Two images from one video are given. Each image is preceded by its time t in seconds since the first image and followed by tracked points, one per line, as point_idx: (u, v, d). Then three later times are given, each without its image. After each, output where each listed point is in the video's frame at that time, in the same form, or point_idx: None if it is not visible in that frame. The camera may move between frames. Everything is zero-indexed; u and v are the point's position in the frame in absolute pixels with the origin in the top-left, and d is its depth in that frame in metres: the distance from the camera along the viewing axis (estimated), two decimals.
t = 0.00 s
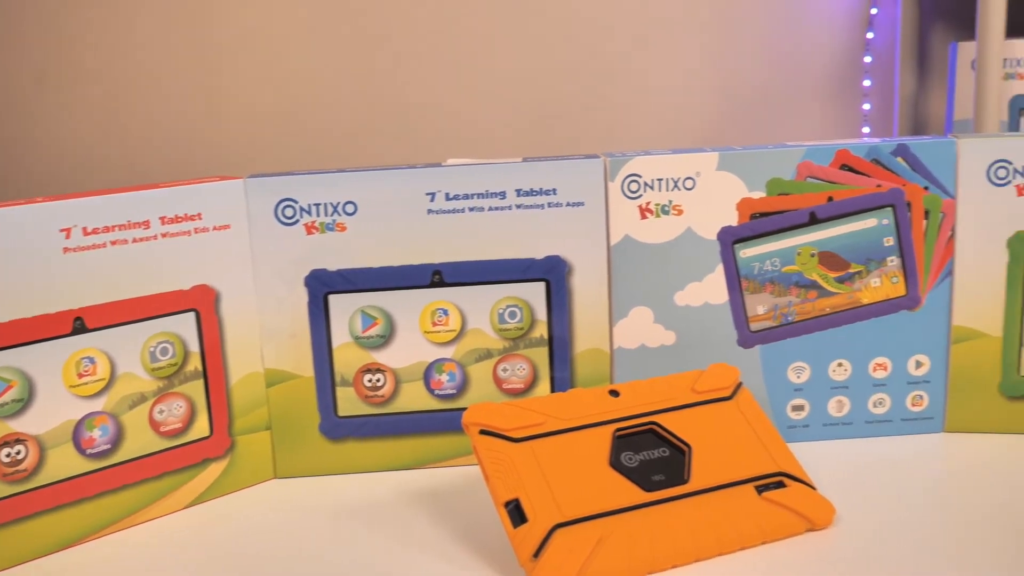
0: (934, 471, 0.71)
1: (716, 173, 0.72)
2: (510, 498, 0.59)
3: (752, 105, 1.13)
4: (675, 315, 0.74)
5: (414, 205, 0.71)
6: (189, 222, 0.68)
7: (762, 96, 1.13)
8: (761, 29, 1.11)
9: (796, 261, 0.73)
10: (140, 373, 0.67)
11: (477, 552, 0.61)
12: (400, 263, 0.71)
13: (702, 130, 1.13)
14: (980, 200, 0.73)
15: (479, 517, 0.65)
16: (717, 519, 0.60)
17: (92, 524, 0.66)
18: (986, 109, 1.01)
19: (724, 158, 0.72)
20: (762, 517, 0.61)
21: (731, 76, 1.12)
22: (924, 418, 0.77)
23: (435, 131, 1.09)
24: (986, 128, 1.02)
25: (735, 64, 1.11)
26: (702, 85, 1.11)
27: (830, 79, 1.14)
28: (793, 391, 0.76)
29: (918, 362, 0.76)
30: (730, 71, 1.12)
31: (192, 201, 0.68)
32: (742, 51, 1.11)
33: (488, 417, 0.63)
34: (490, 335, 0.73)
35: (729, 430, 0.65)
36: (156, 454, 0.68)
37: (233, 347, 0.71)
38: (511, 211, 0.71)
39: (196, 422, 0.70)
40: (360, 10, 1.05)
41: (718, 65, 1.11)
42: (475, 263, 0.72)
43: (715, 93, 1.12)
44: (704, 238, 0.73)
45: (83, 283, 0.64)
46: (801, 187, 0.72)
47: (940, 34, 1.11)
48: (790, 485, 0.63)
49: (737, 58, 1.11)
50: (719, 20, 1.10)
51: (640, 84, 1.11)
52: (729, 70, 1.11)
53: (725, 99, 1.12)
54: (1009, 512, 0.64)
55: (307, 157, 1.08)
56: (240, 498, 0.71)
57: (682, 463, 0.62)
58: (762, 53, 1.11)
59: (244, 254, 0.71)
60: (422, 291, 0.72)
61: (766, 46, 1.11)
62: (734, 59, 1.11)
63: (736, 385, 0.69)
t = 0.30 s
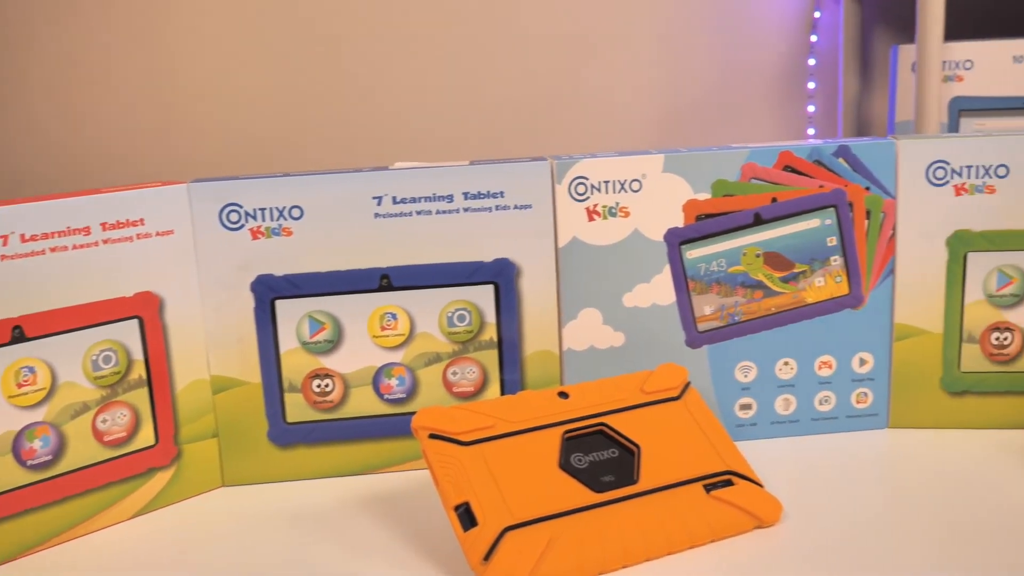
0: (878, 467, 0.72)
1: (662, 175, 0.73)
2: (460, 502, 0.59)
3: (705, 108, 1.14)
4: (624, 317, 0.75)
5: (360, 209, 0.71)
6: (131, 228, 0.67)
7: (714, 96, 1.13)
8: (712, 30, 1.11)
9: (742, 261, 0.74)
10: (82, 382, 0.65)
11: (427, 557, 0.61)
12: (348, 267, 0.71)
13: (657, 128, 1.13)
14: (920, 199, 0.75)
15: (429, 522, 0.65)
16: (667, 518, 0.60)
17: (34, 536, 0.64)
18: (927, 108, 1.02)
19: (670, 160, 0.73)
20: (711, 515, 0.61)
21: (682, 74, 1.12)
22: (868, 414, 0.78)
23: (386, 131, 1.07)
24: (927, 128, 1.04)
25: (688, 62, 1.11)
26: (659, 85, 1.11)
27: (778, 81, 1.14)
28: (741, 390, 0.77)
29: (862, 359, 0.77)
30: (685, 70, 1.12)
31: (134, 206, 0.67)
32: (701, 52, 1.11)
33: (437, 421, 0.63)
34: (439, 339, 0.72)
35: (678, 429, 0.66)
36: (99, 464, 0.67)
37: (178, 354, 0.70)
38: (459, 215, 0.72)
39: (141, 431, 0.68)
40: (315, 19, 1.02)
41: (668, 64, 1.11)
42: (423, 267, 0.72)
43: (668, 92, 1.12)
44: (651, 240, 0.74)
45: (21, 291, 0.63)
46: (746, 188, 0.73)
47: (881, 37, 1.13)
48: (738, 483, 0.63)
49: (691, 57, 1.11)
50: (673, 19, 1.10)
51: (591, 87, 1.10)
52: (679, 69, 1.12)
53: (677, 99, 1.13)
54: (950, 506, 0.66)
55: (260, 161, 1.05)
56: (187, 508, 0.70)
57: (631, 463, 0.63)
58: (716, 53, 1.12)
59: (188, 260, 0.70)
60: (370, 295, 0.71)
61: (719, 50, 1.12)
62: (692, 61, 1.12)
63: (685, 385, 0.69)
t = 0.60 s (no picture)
0: (832, 464, 0.73)
1: (616, 177, 0.73)
2: (416, 506, 0.59)
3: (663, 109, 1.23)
4: (580, 319, 0.75)
5: (314, 213, 0.70)
6: (79, 234, 0.66)
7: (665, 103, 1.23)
8: (666, 36, 1.21)
9: (696, 262, 0.74)
10: (30, 391, 0.64)
11: (381, 562, 0.60)
12: (302, 272, 0.71)
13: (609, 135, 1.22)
14: (869, 199, 0.76)
15: (385, 528, 0.65)
16: (624, 518, 0.60)
17: None
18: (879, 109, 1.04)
19: (623, 162, 0.73)
20: (667, 514, 0.62)
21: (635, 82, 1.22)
22: (822, 412, 0.79)
23: (360, 138, 1.18)
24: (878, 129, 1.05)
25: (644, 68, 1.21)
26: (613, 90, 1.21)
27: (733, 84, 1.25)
28: (696, 390, 0.77)
29: (814, 358, 0.78)
30: (640, 75, 1.22)
31: (82, 212, 0.66)
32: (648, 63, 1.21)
33: (393, 425, 0.63)
34: (395, 342, 0.72)
35: (634, 430, 0.66)
36: (49, 474, 0.65)
37: (130, 362, 0.69)
38: (413, 218, 0.71)
39: (92, 441, 0.67)
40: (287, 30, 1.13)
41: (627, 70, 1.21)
42: (378, 271, 0.71)
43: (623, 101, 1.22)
44: (605, 241, 0.74)
45: None
46: (699, 189, 0.74)
47: (830, 41, 1.24)
48: (693, 482, 0.64)
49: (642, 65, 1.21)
50: (631, 27, 1.20)
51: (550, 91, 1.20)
52: (633, 77, 1.21)
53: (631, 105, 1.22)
54: (902, 500, 0.67)
55: (238, 165, 1.16)
56: (140, 518, 0.69)
57: (587, 465, 0.63)
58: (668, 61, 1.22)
59: (138, 267, 0.69)
60: (324, 300, 0.71)
61: (673, 60, 1.22)
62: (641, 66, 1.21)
63: (640, 386, 0.70)
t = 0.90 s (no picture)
0: (775, 462, 0.74)
1: (562, 180, 0.74)
2: (363, 512, 0.59)
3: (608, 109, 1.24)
4: (526, 321, 0.75)
5: (257, 217, 0.70)
6: (14, 240, 0.64)
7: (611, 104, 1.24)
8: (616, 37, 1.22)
9: (641, 264, 0.75)
10: None
11: (329, 569, 0.60)
12: (245, 277, 0.70)
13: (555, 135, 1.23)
14: (809, 200, 0.77)
15: (331, 534, 0.64)
16: (570, 519, 0.61)
17: None
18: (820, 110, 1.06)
19: (568, 164, 0.74)
20: (614, 514, 0.62)
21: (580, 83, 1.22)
22: (766, 410, 0.80)
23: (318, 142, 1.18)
24: (820, 130, 1.08)
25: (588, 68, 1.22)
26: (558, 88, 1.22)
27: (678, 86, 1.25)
28: (643, 390, 0.78)
29: (758, 357, 0.79)
30: (585, 75, 1.22)
31: (17, 218, 0.64)
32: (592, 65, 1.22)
33: (339, 430, 0.62)
34: (341, 347, 0.72)
35: (581, 431, 0.66)
36: None
37: (68, 370, 0.67)
38: (358, 221, 0.71)
39: (28, 452, 0.65)
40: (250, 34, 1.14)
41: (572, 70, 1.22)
42: (323, 275, 0.71)
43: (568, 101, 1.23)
44: (550, 243, 0.74)
45: None
46: (643, 191, 0.74)
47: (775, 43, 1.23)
48: (640, 482, 0.64)
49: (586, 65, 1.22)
50: (576, 27, 1.20)
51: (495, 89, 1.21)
52: (579, 77, 1.22)
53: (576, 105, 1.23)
54: (843, 496, 0.68)
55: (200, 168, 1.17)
56: (80, 529, 0.68)
57: (535, 466, 0.63)
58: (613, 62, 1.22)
59: (76, 274, 0.67)
60: (268, 305, 0.70)
61: (617, 62, 1.23)
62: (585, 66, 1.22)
63: (587, 387, 0.70)
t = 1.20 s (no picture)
0: (704, 460, 0.75)
1: (490, 183, 0.74)
2: (291, 521, 0.58)
3: (540, 111, 1.31)
4: (456, 325, 0.75)
5: (180, 223, 0.69)
6: None
7: (543, 106, 1.31)
8: (543, 49, 1.29)
9: (570, 266, 0.75)
10: None
11: None
12: (169, 284, 0.69)
13: (487, 139, 1.30)
14: (734, 202, 0.78)
15: (259, 545, 0.63)
16: (501, 523, 0.61)
17: None
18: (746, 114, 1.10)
19: (496, 168, 0.74)
20: (544, 516, 0.62)
21: (511, 87, 1.30)
22: (694, 409, 0.81)
23: (253, 150, 1.23)
24: (747, 133, 1.11)
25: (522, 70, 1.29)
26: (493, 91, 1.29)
27: (609, 89, 1.33)
28: (574, 392, 0.78)
29: (686, 357, 0.80)
30: (517, 79, 1.29)
31: None
32: (524, 67, 1.29)
33: (266, 439, 0.61)
34: (268, 354, 0.71)
35: (511, 434, 0.67)
36: None
37: None
38: (284, 227, 0.70)
39: None
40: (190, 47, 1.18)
41: (506, 73, 1.29)
42: (249, 282, 0.70)
43: (501, 103, 1.30)
44: (480, 247, 0.74)
45: None
46: (571, 194, 0.75)
47: (704, 47, 1.31)
48: (570, 484, 0.64)
49: (518, 69, 1.29)
50: (509, 31, 1.27)
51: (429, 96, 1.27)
52: (509, 81, 1.29)
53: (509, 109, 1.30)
54: (770, 491, 0.69)
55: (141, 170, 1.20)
56: None
57: (465, 470, 0.63)
58: (545, 65, 1.30)
59: None
60: (193, 312, 0.69)
61: (549, 64, 1.30)
62: (516, 69, 1.29)
63: (517, 390, 0.70)
